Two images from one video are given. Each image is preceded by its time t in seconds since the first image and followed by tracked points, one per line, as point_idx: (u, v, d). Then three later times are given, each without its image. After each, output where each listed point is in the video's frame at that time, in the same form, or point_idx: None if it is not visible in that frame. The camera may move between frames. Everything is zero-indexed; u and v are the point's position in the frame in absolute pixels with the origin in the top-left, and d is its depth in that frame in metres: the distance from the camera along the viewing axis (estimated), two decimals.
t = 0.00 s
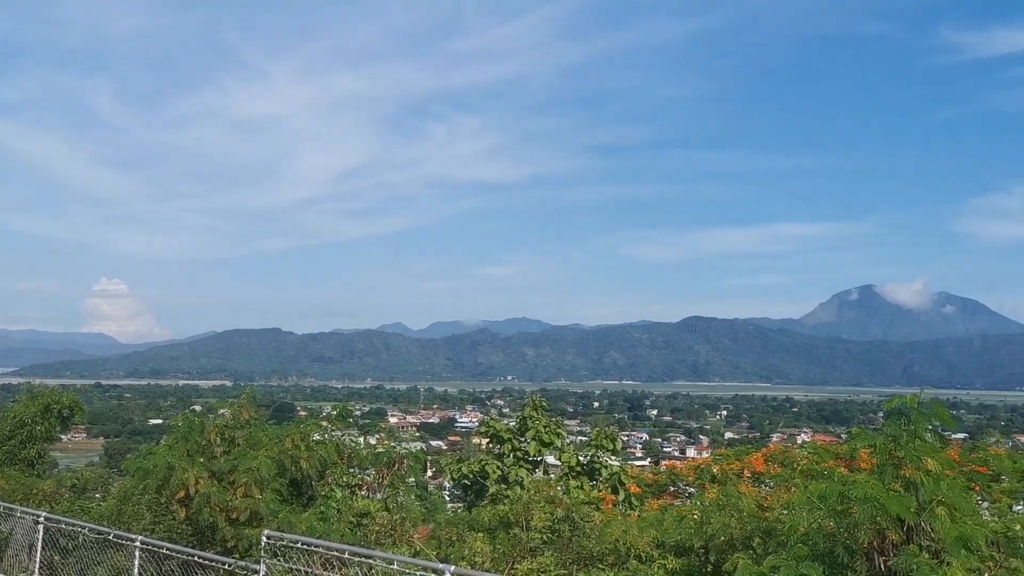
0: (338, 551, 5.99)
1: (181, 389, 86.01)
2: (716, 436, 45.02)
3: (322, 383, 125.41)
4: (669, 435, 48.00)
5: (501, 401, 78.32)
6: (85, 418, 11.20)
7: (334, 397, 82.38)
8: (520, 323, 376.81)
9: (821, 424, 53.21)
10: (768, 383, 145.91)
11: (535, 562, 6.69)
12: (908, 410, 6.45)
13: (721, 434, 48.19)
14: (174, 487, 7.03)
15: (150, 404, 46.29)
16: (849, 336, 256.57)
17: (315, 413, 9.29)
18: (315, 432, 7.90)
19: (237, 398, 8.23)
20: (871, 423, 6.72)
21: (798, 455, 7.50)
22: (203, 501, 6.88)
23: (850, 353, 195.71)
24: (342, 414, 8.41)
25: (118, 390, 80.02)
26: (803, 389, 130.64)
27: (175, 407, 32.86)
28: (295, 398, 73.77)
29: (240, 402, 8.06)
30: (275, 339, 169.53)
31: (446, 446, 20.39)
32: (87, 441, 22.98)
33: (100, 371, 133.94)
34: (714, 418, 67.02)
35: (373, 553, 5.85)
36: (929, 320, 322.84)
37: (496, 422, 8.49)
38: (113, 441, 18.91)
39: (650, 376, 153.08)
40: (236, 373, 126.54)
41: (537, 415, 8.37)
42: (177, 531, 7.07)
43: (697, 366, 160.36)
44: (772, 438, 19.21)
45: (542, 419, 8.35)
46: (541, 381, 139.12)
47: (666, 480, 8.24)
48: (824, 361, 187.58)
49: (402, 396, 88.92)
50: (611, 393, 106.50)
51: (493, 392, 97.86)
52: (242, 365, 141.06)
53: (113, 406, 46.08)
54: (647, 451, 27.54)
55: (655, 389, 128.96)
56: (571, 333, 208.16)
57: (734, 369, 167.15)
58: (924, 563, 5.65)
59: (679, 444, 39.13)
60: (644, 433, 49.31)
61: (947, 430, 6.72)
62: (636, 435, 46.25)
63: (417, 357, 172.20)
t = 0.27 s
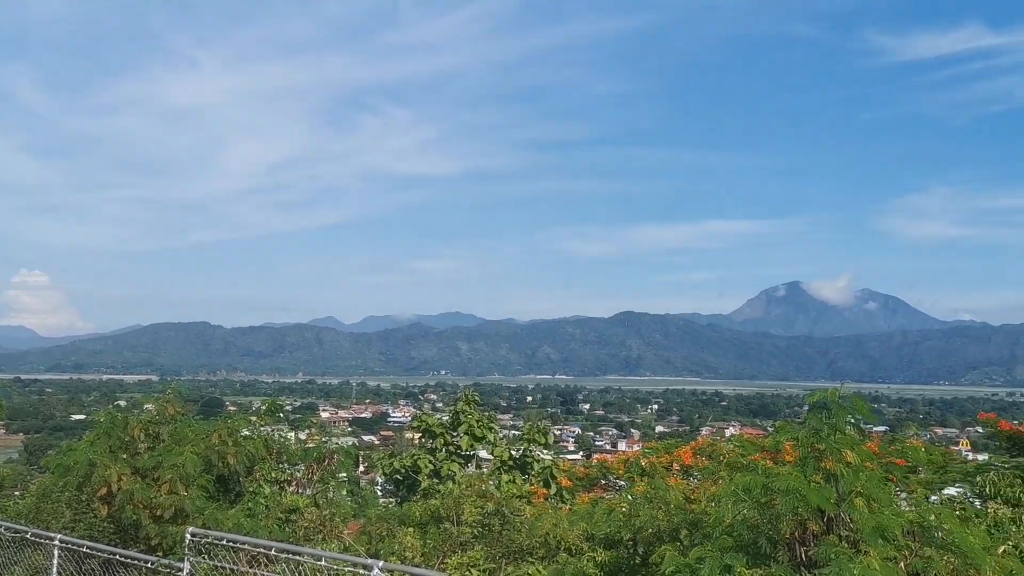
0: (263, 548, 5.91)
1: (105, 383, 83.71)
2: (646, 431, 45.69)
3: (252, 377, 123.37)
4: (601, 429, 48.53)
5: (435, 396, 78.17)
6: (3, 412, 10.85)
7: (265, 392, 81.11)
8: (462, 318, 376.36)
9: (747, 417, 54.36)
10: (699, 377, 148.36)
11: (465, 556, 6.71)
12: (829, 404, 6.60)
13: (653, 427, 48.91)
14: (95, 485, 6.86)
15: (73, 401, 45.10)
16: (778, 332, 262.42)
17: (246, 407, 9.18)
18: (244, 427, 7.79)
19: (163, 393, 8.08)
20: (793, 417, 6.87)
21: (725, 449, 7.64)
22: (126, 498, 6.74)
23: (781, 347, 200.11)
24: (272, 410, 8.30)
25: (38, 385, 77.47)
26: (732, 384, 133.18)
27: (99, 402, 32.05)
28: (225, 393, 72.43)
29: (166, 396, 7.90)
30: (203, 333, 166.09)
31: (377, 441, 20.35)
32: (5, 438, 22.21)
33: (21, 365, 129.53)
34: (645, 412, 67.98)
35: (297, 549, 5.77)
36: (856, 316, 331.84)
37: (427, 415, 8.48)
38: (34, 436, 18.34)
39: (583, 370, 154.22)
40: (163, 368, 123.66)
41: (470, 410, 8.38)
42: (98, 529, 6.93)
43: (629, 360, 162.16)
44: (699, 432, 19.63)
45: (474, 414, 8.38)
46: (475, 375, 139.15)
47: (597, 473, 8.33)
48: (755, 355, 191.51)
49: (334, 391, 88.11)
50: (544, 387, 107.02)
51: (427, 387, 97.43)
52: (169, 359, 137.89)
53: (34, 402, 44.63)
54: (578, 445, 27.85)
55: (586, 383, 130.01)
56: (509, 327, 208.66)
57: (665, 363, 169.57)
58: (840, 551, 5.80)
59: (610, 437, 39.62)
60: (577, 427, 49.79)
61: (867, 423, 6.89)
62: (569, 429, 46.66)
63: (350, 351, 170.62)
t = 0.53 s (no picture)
0: (218, 547, 5.82)
1: (55, 381, 82.06)
2: (603, 427, 46.06)
3: (207, 375, 121.72)
4: (557, 426, 48.83)
5: (392, 393, 77.84)
6: None
7: (219, 389, 80.14)
8: (423, 315, 375.11)
9: (702, 414, 54.97)
10: (656, 374, 149.52)
11: (423, 554, 6.71)
12: (781, 401, 6.67)
13: (609, 424, 49.23)
14: (44, 484, 6.72)
15: (21, 399, 44.23)
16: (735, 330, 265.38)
17: (199, 404, 9.06)
18: (197, 426, 7.68)
19: (113, 391, 7.95)
20: (747, 413, 6.95)
21: (681, 445, 7.69)
22: (75, 498, 6.64)
23: (738, 345, 202.53)
24: (227, 408, 8.21)
25: None
26: (688, 381, 134.50)
27: (50, 399, 31.42)
28: (177, 390, 71.44)
29: (117, 395, 7.75)
30: (156, 330, 163.30)
31: (333, 439, 20.32)
32: None
33: None
34: (602, 409, 68.51)
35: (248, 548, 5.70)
36: (811, 314, 337.04)
37: (384, 412, 8.45)
38: None
39: (542, 367, 154.43)
40: (115, 366, 121.43)
41: (427, 407, 8.38)
42: (45, 529, 6.82)
43: (587, 358, 162.86)
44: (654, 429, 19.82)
45: (431, 411, 8.36)
46: (433, 372, 138.68)
47: (554, 470, 8.37)
48: (712, 352, 193.59)
49: (291, 388, 87.30)
50: (502, 384, 107.06)
51: (385, 384, 96.94)
52: (122, 357, 135.44)
53: None
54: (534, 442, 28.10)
55: (543, 380, 130.36)
56: (468, 323, 208.48)
57: (622, 360, 170.65)
58: (791, 546, 5.86)
59: (566, 434, 39.95)
60: (533, 424, 50.00)
61: (818, 419, 7.00)
62: (526, 426, 46.76)
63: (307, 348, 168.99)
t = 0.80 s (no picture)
0: (195, 544, 5.77)
1: (30, 377, 81.10)
2: (583, 425, 46.20)
3: (186, 370, 120.87)
4: (537, 423, 48.95)
5: (371, 390, 77.59)
6: None
7: (197, 386, 79.58)
8: (403, 311, 374.14)
9: (681, 411, 55.19)
10: (636, 372, 149.96)
11: (401, 551, 6.71)
12: (761, 399, 6.68)
13: (589, 421, 49.36)
14: (19, 480, 6.67)
15: None
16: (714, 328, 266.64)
17: (177, 399, 9.00)
18: (175, 421, 7.63)
19: (91, 387, 7.87)
20: (725, 412, 6.97)
21: (660, 443, 7.71)
22: (51, 494, 6.58)
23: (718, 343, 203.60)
24: (205, 404, 8.15)
25: None
26: (668, 378, 135.02)
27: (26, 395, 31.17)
28: (154, 387, 70.86)
29: (94, 390, 7.69)
30: (134, 326, 161.83)
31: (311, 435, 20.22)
32: None
33: None
34: (582, 406, 68.72)
35: (225, 545, 5.67)
36: (790, 313, 339.27)
37: (363, 410, 8.42)
38: None
39: (523, 363, 154.55)
40: (92, 361, 120.25)
41: (406, 404, 8.35)
42: (19, 525, 6.75)
43: (567, 355, 163.04)
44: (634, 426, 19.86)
45: (411, 407, 8.34)
46: (413, 369, 138.38)
47: (535, 467, 8.39)
48: (692, 350, 194.53)
49: (270, 384, 86.87)
50: (483, 381, 106.99)
51: (365, 380, 96.61)
52: (100, 352, 134.13)
53: None
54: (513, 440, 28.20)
55: (523, 377, 130.38)
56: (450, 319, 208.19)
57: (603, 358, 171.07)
58: (768, 544, 5.90)
59: (546, 431, 40.05)
60: (514, 421, 50.06)
61: (797, 417, 7.03)
62: (506, 424, 46.77)
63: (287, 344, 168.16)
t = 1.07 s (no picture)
0: (184, 541, 5.75)
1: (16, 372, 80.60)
2: (573, 422, 46.35)
3: (174, 367, 120.40)
4: (527, 420, 49.08)
5: (361, 387, 77.39)
6: None
7: (186, 382, 79.34)
8: (393, 308, 373.37)
9: (671, 409, 55.26)
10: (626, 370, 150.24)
11: (390, 549, 6.70)
12: (749, 398, 6.69)
13: (580, 419, 49.39)
14: (6, 479, 6.64)
15: None
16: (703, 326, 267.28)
17: (167, 396, 8.96)
18: (163, 418, 7.61)
19: (79, 383, 7.84)
20: (715, 411, 6.96)
21: (649, 441, 7.70)
22: (39, 491, 6.55)
23: (707, 341, 204.11)
24: (193, 400, 8.12)
25: None
26: (657, 377, 135.31)
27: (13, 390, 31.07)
28: (142, 382, 70.60)
29: (81, 387, 7.66)
30: (122, 322, 161.03)
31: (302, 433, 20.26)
32: None
33: None
34: (572, 403, 68.88)
35: (213, 543, 5.64)
36: (779, 311, 340.34)
37: (352, 407, 8.38)
38: None
39: (512, 361, 154.61)
40: (80, 357, 119.57)
41: (395, 401, 8.33)
42: (6, 521, 6.73)
43: (557, 353, 163.27)
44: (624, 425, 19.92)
45: (399, 406, 8.32)
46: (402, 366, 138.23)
47: (523, 465, 8.41)
48: (681, 348, 195.07)
49: (259, 381, 86.68)
50: (472, 378, 106.99)
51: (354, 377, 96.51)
52: (87, 348, 133.38)
53: None
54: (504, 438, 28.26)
55: (513, 375, 130.43)
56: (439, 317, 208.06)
57: (592, 357, 171.19)
58: (759, 543, 5.89)
59: (536, 429, 40.16)
60: (504, 419, 50.17)
61: (786, 418, 7.03)
62: (497, 420, 46.79)
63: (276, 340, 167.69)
